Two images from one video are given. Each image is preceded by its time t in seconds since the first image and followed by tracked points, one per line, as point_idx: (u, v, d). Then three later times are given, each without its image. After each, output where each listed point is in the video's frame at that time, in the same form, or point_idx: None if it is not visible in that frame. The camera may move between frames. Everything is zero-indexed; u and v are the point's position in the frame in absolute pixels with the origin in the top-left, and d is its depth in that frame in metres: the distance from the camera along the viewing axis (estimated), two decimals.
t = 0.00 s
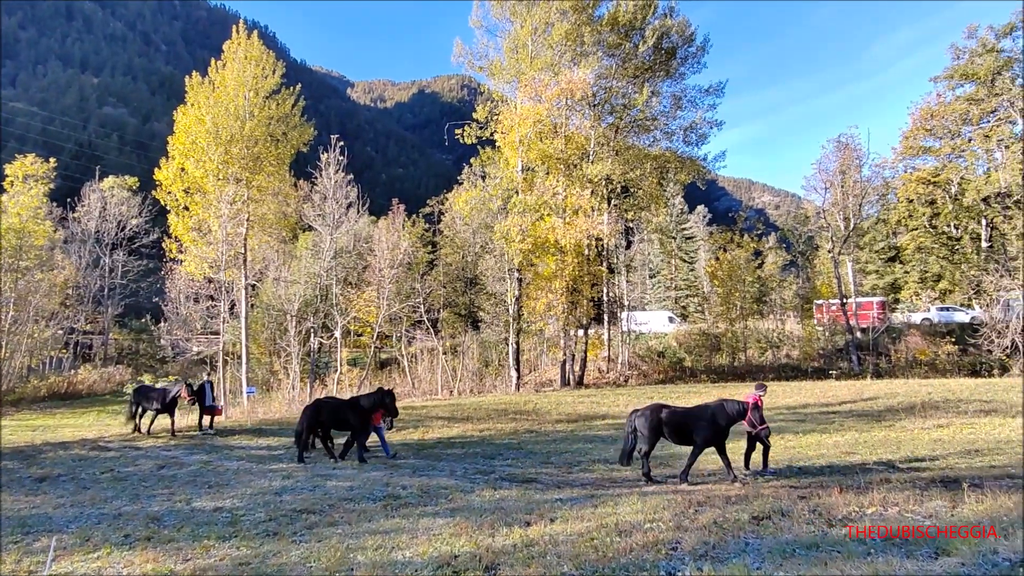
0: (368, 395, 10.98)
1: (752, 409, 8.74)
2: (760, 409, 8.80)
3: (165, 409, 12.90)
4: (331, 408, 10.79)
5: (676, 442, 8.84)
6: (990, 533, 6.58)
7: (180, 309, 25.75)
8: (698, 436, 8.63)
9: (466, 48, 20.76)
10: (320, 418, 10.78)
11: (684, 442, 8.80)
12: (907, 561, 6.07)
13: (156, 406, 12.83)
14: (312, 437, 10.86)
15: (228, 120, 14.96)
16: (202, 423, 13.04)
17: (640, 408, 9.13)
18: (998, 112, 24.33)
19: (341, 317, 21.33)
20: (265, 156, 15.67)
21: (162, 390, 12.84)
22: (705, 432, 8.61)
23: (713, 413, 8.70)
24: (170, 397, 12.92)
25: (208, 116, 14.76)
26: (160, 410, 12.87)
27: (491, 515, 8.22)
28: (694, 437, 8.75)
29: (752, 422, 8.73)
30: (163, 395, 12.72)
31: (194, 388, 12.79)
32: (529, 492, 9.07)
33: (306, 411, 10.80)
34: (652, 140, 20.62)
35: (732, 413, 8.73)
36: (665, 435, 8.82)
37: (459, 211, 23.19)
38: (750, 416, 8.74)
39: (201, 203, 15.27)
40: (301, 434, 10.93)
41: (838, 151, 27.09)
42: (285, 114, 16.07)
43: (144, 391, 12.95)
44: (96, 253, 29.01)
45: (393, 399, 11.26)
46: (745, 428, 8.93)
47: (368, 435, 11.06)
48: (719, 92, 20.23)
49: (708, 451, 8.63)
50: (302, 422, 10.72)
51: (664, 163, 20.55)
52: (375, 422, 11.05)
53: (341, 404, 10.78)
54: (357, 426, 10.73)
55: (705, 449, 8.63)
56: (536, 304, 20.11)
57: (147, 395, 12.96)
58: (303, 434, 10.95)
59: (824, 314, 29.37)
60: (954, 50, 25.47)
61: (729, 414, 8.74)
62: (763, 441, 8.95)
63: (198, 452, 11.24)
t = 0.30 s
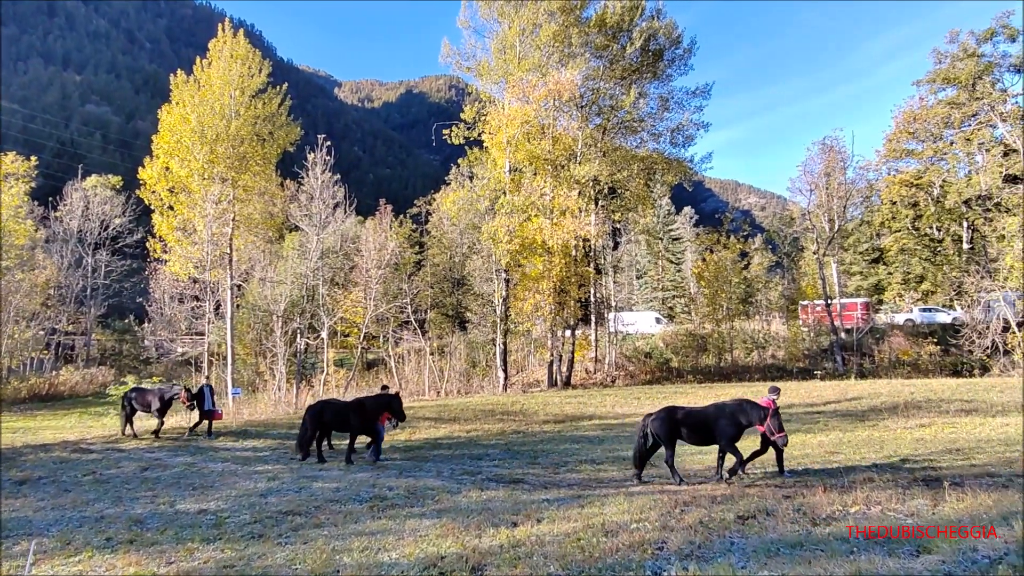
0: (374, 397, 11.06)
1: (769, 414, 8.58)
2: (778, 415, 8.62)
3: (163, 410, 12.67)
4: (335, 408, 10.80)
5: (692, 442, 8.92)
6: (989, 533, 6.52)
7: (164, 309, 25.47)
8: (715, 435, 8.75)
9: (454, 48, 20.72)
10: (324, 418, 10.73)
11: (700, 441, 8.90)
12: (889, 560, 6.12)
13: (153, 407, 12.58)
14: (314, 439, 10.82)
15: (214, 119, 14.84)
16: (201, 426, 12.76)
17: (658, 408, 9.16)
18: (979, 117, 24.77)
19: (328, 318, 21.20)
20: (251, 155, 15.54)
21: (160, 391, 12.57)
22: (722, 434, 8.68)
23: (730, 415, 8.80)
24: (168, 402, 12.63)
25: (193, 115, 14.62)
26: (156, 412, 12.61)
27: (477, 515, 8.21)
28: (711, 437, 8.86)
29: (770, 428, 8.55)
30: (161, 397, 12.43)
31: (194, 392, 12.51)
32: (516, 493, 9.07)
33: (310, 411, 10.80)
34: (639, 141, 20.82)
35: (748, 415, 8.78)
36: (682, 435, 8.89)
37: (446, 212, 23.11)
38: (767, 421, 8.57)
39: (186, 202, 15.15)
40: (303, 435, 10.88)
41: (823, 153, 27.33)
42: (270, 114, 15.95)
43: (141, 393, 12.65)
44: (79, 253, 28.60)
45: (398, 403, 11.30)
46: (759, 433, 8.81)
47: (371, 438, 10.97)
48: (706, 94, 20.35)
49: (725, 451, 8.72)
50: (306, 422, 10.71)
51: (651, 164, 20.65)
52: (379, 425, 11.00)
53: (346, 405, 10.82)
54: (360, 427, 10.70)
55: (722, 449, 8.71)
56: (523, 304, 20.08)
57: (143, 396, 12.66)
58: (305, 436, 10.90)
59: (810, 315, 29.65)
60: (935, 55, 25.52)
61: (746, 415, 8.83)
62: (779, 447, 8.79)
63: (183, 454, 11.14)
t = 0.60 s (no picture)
0: (380, 398, 10.78)
1: (785, 408, 8.35)
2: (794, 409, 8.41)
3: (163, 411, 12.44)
4: (341, 410, 10.63)
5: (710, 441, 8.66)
6: (992, 534, 6.46)
7: (149, 310, 25.20)
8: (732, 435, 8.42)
9: (442, 49, 20.69)
10: (330, 418, 10.64)
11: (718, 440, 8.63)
12: (873, 559, 6.18)
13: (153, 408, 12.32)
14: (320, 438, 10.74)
15: (200, 118, 14.71)
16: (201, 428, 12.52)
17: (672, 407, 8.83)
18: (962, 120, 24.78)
19: (315, 319, 21.12)
20: (237, 155, 15.42)
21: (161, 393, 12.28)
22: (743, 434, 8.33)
23: (746, 412, 8.44)
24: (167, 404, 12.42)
25: (179, 114, 14.48)
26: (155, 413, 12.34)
27: (465, 516, 8.20)
28: (729, 436, 8.55)
29: (787, 421, 8.33)
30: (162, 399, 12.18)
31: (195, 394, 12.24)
32: (504, 494, 9.06)
33: (315, 410, 10.68)
34: (627, 142, 20.93)
35: (767, 412, 8.44)
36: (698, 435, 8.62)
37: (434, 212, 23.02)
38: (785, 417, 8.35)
39: (172, 202, 15.03)
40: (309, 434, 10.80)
41: (810, 155, 27.55)
42: (258, 113, 15.85)
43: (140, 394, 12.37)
44: (62, 253, 28.23)
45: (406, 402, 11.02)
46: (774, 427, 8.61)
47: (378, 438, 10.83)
48: (694, 96, 20.47)
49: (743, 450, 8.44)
50: (311, 422, 10.61)
51: (639, 166, 20.75)
52: (386, 426, 10.82)
53: (351, 406, 10.63)
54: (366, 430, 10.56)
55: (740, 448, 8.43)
56: (511, 305, 20.06)
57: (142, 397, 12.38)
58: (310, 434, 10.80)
59: (796, 315, 29.92)
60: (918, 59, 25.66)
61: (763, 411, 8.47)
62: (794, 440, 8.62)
63: (167, 455, 11.04)
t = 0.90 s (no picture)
0: (391, 403, 10.74)
1: (809, 417, 8.37)
2: (816, 418, 8.44)
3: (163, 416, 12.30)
4: (350, 412, 10.54)
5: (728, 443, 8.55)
6: (992, 534, 6.45)
7: (135, 310, 24.99)
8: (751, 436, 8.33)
9: (432, 50, 20.68)
10: (335, 420, 10.59)
11: (737, 442, 8.54)
12: (859, 557, 6.23)
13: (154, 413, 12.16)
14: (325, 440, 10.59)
15: (187, 117, 14.61)
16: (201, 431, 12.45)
17: (691, 408, 8.70)
18: (946, 122, 25.07)
19: (304, 319, 21.04)
20: (225, 155, 15.32)
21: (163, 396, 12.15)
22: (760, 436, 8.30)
23: (766, 414, 8.39)
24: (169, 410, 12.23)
25: (166, 113, 14.36)
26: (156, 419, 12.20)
27: (454, 517, 8.19)
28: (747, 438, 8.47)
29: (808, 429, 8.41)
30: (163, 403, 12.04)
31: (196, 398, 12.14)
32: (493, 495, 9.06)
33: (322, 411, 10.58)
34: (617, 143, 20.98)
35: (787, 415, 8.42)
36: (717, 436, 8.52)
37: (424, 213, 22.93)
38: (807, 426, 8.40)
39: (159, 202, 14.92)
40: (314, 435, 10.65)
41: (798, 157, 27.74)
42: (246, 113, 15.76)
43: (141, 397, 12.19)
44: (47, 253, 27.91)
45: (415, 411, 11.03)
46: (794, 431, 8.59)
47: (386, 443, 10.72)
48: (683, 98, 20.56)
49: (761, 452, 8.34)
50: (318, 421, 10.50)
51: (628, 167, 20.81)
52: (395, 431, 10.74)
53: (361, 408, 10.55)
54: (376, 432, 10.42)
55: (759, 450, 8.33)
56: (501, 306, 20.05)
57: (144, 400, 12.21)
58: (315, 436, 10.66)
59: (784, 316, 30.14)
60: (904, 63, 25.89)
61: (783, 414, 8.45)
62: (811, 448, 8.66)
63: (155, 457, 10.96)
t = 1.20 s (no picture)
0: (397, 406, 10.68)
1: (831, 419, 8.31)
2: (837, 419, 8.36)
3: (165, 421, 12.14)
4: (356, 415, 10.48)
5: (749, 443, 8.56)
6: (990, 533, 6.46)
7: (123, 311, 24.77)
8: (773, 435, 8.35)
9: (422, 50, 20.65)
10: (343, 424, 10.49)
11: (758, 440, 8.51)
12: (846, 557, 6.27)
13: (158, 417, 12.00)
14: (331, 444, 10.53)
15: (175, 117, 14.51)
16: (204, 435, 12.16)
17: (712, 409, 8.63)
18: (932, 125, 25.78)
19: (293, 320, 20.96)
20: (214, 155, 15.24)
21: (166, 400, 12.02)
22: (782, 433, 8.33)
23: (787, 413, 8.38)
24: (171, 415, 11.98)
25: (154, 112, 14.25)
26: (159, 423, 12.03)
27: (443, 519, 8.17)
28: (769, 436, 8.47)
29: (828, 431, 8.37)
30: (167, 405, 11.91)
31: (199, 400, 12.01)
32: (483, 496, 9.05)
33: (328, 414, 10.52)
34: (607, 145, 21.05)
35: (808, 414, 8.38)
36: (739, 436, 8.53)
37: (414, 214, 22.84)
38: (827, 426, 8.37)
39: (147, 202, 14.82)
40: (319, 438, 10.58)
41: (787, 160, 27.89)
42: (235, 113, 15.67)
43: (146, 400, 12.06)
44: (32, 253, 27.60)
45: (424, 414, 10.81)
46: (814, 430, 8.55)
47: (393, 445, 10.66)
48: (672, 100, 20.64)
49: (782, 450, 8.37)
50: (324, 425, 10.44)
51: (618, 168, 20.89)
52: (402, 433, 10.67)
53: (367, 411, 10.49)
54: (381, 434, 10.40)
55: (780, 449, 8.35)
56: (491, 307, 20.03)
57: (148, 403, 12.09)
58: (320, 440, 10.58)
59: (773, 317, 30.05)
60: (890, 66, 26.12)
61: (804, 413, 8.41)
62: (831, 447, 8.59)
63: (142, 459, 10.88)
